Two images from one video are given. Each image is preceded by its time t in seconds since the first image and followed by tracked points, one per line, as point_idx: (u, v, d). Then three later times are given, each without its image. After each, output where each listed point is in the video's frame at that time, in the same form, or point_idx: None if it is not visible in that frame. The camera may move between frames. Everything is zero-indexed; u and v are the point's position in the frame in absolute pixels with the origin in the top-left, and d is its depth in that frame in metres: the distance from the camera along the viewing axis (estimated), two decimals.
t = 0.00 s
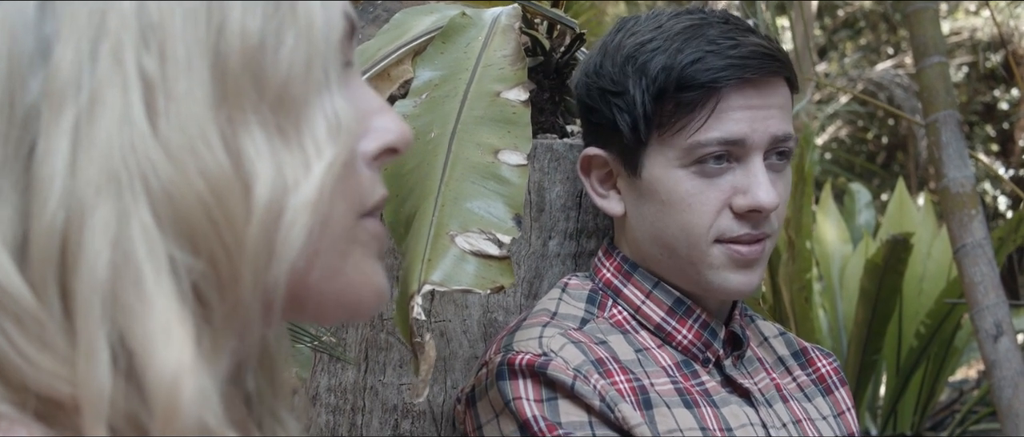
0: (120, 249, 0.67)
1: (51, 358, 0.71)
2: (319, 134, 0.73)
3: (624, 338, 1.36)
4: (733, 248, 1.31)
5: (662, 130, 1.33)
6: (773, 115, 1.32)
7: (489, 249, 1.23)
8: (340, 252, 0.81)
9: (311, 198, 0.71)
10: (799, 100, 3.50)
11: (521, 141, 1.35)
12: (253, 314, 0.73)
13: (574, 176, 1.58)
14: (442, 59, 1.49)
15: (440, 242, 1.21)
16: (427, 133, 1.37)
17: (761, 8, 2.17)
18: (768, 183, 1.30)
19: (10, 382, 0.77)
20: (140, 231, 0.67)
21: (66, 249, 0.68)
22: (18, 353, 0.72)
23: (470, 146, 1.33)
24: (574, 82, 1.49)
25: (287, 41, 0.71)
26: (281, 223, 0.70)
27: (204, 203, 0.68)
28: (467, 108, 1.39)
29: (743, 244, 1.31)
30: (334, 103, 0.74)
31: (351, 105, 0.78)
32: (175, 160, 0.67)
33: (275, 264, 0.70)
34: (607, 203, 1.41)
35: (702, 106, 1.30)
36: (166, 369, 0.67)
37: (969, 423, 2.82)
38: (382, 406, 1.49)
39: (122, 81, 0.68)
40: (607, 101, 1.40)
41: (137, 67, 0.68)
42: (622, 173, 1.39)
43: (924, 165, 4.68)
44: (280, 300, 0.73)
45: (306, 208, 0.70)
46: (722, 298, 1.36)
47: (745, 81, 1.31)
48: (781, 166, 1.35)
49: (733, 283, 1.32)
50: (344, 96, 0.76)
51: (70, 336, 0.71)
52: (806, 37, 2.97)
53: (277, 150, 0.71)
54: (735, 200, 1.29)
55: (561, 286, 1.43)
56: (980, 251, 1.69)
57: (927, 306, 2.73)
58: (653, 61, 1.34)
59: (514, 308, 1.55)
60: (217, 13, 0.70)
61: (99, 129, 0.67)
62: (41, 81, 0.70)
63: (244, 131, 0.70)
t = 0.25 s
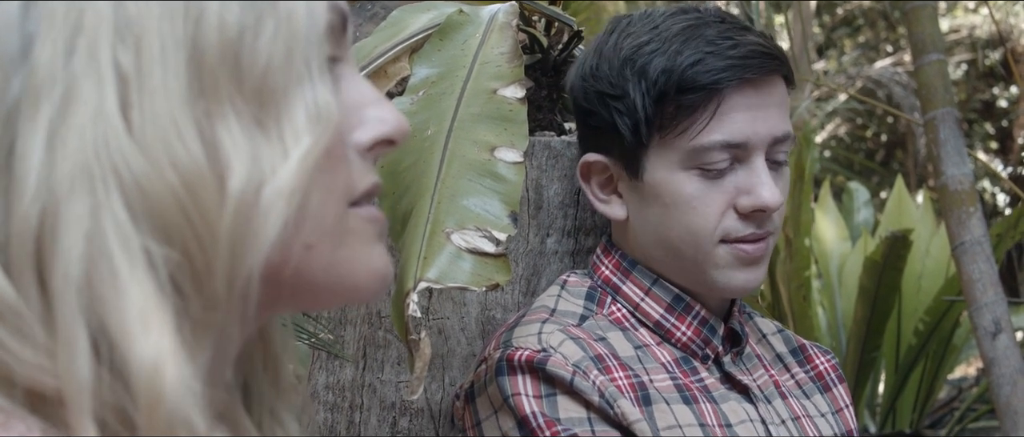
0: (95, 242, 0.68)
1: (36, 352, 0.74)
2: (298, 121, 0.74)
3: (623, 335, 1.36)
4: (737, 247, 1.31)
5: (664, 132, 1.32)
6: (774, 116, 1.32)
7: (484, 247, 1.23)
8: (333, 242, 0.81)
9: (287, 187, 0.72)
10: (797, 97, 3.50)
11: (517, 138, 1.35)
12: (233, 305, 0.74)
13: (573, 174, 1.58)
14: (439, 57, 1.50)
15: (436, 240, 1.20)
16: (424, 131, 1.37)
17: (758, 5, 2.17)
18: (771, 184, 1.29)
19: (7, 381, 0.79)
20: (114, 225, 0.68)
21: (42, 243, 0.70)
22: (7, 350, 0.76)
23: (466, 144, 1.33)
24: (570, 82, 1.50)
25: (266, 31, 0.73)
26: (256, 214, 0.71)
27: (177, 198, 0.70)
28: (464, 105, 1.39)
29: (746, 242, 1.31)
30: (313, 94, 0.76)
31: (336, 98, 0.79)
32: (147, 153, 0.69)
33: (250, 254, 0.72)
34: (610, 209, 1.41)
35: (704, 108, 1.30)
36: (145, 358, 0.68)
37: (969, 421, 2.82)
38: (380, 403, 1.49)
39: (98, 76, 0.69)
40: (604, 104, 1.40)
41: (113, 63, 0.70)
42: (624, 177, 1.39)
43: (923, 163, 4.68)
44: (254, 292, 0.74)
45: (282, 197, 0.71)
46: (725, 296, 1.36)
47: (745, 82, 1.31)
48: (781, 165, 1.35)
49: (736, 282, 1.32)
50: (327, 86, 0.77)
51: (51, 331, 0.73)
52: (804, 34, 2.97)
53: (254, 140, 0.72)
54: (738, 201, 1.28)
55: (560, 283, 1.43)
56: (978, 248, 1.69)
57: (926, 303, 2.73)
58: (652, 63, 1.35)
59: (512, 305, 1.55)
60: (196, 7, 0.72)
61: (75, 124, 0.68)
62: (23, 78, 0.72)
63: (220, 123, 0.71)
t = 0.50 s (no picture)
0: (103, 239, 0.67)
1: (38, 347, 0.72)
2: (305, 121, 0.74)
3: (622, 333, 1.36)
4: (738, 246, 1.31)
5: (662, 133, 1.32)
6: (771, 115, 1.32)
7: (484, 244, 1.23)
8: (335, 238, 0.80)
9: (297, 184, 0.72)
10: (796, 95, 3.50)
11: (516, 136, 1.35)
12: (242, 303, 0.73)
13: (572, 172, 1.58)
14: (439, 54, 1.50)
15: (435, 237, 1.21)
16: (423, 128, 1.37)
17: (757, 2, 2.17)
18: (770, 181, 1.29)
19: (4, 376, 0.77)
20: (124, 221, 0.67)
21: (50, 240, 0.68)
22: (8, 346, 0.73)
23: (465, 141, 1.33)
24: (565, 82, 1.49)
25: (273, 32, 0.73)
26: (265, 212, 0.71)
27: (188, 195, 0.69)
28: (463, 102, 1.38)
29: (748, 241, 1.31)
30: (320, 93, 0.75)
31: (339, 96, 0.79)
32: (159, 149, 0.68)
33: (260, 253, 0.71)
34: (609, 212, 1.41)
35: (703, 108, 1.29)
36: (153, 355, 0.67)
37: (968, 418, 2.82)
38: (380, 402, 1.49)
39: (108, 73, 0.68)
40: (602, 108, 1.40)
41: (122, 59, 0.69)
42: (622, 180, 1.38)
43: (922, 161, 4.68)
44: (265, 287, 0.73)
45: (291, 194, 0.71)
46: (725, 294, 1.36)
47: (742, 81, 1.31)
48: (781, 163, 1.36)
49: (739, 280, 1.32)
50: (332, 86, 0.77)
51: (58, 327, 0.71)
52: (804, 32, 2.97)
53: (262, 138, 0.72)
54: (738, 200, 1.29)
55: (558, 281, 1.43)
56: (978, 246, 1.70)
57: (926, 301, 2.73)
58: (647, 65, 1.34)
59: (511, 304, 1.56)
60: (203, 6, 0.71)
61: (84, 121, 0.67)
62: (28, 75, 0.70)
63: (229, 121, 0.71)
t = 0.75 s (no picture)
0: (126, 230, 0.67)
1: (53, 336, 0.70)
2: (321, 121, 0.74)
3: (620, 327, 1.36)
4: (734, 241, 1.31)
5: (658, 128, 1.32)
6: (768, 109, 1.32)
7: (482, 238, 1.23)
8: (343, 236, 0.80)
9: (315, 181, 0.72)
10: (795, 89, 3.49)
11: (514, 130, 1.34)
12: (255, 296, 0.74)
13: (570, 166, 1.58)
14: (437, 48, 1.50)
15: (434, 232, 1.21)
16: (422, 122, 1.37)
17: None
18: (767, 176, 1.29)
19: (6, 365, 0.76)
20: (147, 214, 0.67)
21: (74, 230, 0.67)
22: (22, 335, 0.71)
23: (463, 135, 1.33)
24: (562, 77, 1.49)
25: (290, 32, 0.72)
26: (284, 210, 0.71)
27: (211, 187, 0.68)
28: (461, 96, 1.38)
29: (743, 235, 1.31)
30: (333, 94, 0.76)
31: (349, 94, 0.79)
32: (184, 143, 0.67)
33: (279, 249, 0.71)
34: (606, 206, 1.40)
35: (699, 102, 1.29)
36: (172, 350, 0.68)
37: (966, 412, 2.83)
38: (378, 396, 1.49)
39: (131, 64, 0.68)
40: (599, 102, 1.39)
41: (144, 49, 0.68)
42: (619, 175, 1.38)
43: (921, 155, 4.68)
44: (284, 279, 0.73)
45: (309, 192, 0.72)
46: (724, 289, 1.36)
47: (739, 75, 1.31)
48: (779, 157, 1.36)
49: (735, 275, 1.32)
50: (342, 85, 0.77)
51: (76, 317, 0.70)
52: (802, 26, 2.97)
53: (281, 134, 0.72)
54: (735, 195, 1.28)
55: (556, 275, 1.43)
56: (977, 240, 1.71)
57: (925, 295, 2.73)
58: (644, 58, 1.34)
59: (510, 298, 1.55)
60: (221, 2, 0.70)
61: (107, 112, 0.67)
62: (47, 63, 0.69)
63: (248, 117, 0.71)
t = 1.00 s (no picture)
0: (126, 230, 0.67)
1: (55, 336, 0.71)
2: (322, 121, 0.74)
3: (622, 331, 1.36)
4: (735, 245, 1.31)
5: (657, 132, 1.32)
6: (768, 114, 1.32)
7: (483, 241, 1.23)
8: (344, 237, 0.80)
9: (316, 182, 0.72)
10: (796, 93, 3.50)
11: (515, 133, 1.34)
12: (257, 297, 0.73)
13: (572, 169, 1.58)
14: (438, 51, 1.50)
15: (434, 235, 1.20)
16: (423, 125, 1.37)
17: None
18: (767, 181, 1.29)
19: (10, 366, 0.76)
20: (148, 214, 0.67)
21: (74, 232, 0.67)
22: (25, 335, 0.71)
23: (465, 138, 1.33)
24: (563, 81, 1.49)
25: (290, 32, 0.72)
26: (284, 211, 0.70)
27: (211, 188, 0.68)
28: (463, 99, 1.38)
29: (744, 239, 1.31)
30: (334, 94, 0.75)
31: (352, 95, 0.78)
32: (184, 143, 0.67)
33: (279, 250, 0.71)
34: (607, 210, 1.41)
35: (698, 107, 1.29)
36: (173, 351, 0.67)
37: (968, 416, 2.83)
38: (379, 399, 1.49)
39: (132, 64, 0.67)
40: (599, 106, 1.39)
41: (145, 51, 0.68)
42: (619, 179, 1.38)
43: (922, 159, 4.68)
44: (284, 282, 0.73)
45: (310, 192, 0.71)
46: (724, 293, 1.36)
47: (738, 79, 1.31)
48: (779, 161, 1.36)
49: (736, 279, 1.32)
50: (346, 86, 0.76)
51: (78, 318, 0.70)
52: (804, 30, 2.96)
53: (282, 134, 0.72)
54: (736, 199, 1.28)
55: (558, 279, 1.43)
56: (979, 244, 1.71)
57: (926, 299, 2.73)
58: (644, 63, 1.34)
59: (511, 301, 1.55)
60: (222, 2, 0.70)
61: (108, 113, 0.67)
62: (50, 65, 0.69)
63: (248, 117, 0.70)
